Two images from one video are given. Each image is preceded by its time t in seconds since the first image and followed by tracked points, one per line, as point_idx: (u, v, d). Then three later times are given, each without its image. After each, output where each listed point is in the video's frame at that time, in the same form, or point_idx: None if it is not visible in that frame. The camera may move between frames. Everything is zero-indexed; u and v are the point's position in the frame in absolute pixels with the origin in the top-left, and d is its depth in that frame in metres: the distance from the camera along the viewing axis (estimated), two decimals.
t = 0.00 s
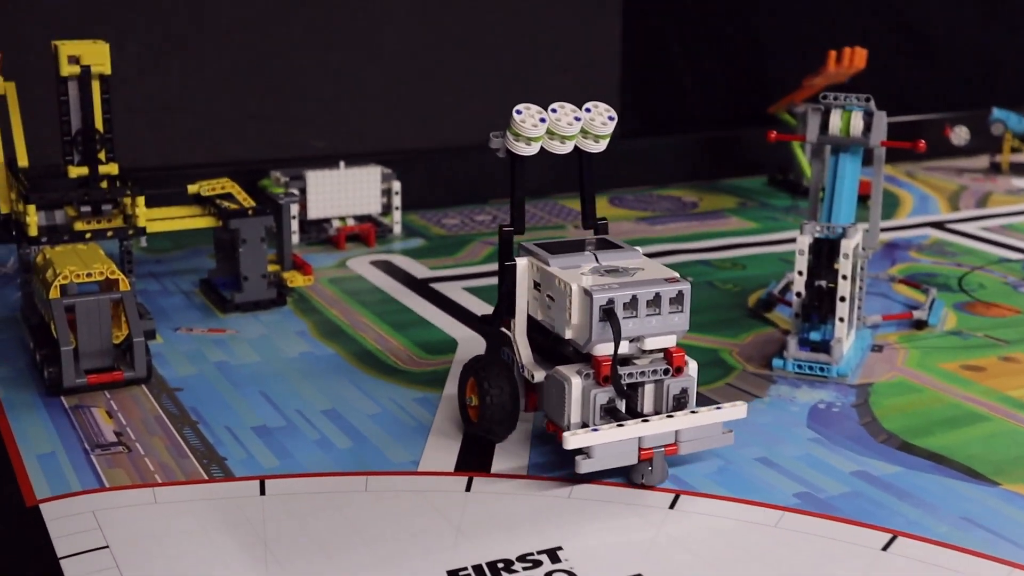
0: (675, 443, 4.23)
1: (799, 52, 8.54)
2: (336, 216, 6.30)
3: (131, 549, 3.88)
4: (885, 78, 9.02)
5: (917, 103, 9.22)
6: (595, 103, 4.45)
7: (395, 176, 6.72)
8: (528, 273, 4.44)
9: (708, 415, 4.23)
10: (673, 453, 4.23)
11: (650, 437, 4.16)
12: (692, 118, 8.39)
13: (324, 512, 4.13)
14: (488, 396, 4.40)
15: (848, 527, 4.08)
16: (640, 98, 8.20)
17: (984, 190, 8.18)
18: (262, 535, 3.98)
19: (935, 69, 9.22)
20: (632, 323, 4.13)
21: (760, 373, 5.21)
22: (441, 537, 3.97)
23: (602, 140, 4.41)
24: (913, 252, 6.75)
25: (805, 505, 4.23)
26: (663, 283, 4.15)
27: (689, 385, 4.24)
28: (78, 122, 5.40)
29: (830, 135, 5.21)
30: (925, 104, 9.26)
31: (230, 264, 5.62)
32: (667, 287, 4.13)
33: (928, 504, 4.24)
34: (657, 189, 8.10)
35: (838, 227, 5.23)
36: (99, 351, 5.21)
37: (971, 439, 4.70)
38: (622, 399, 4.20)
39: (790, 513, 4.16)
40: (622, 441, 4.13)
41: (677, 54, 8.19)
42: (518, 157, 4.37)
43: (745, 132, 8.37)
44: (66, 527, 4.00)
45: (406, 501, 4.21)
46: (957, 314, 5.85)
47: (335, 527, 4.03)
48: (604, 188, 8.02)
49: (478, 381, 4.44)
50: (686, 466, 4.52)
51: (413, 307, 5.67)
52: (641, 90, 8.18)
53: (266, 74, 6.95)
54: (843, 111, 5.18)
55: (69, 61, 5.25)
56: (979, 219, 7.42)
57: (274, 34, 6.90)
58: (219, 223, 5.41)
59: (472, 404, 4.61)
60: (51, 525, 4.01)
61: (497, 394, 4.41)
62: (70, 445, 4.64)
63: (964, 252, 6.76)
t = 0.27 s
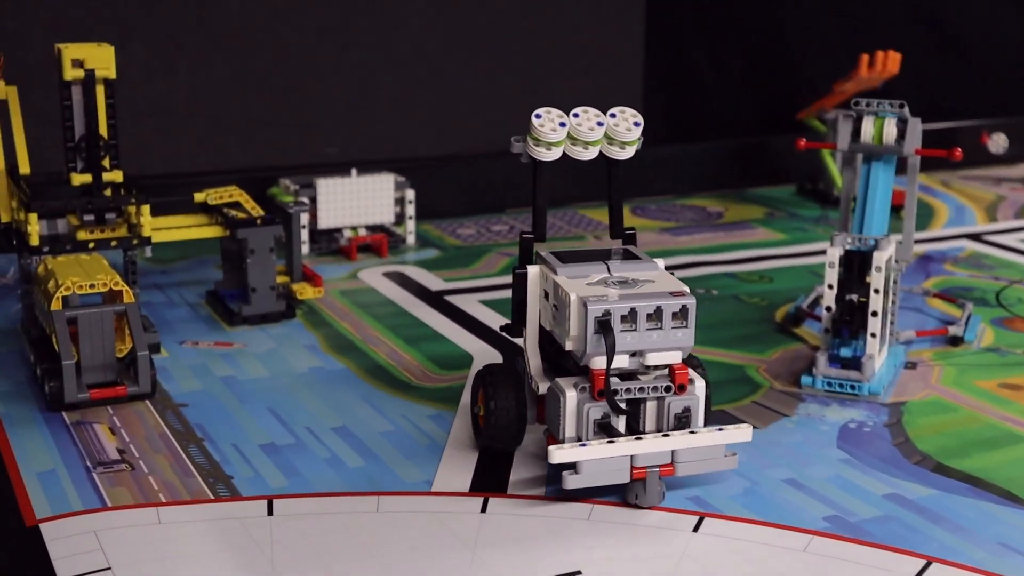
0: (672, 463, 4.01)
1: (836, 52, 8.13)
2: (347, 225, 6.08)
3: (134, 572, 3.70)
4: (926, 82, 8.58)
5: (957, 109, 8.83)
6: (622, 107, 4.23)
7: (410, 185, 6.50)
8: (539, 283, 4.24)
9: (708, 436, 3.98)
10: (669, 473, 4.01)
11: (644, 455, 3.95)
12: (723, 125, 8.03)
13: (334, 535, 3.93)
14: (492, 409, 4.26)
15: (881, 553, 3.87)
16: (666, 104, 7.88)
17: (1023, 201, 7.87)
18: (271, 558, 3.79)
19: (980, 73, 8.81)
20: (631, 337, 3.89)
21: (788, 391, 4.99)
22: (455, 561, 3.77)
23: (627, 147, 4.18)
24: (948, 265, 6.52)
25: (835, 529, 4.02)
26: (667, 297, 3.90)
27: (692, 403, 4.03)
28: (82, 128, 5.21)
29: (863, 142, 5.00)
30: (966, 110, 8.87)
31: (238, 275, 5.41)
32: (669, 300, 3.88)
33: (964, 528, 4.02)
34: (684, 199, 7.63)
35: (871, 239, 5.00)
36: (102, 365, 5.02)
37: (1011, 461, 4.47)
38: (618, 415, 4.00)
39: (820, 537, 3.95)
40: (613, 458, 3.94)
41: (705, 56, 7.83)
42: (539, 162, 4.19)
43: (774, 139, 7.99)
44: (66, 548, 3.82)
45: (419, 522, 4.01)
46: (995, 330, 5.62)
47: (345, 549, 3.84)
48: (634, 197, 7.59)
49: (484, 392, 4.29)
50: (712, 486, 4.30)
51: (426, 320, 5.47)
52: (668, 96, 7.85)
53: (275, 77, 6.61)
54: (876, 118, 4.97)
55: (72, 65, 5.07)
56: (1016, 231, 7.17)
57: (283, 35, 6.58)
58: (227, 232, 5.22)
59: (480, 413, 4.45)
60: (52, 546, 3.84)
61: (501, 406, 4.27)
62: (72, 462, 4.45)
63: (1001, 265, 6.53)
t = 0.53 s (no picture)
0: (652, 475, 3.93)
1: (840, 64, 8.06)
2: (346, 235, 5.96)
3: None
4: (934, 90, 8.47)
5: (970, 117, 8.71)
6: (630, 114, 4.15)
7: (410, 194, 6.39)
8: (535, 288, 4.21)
9: (690, 450, 3.89)
10: (649, 485, 3.93)
11: (623, 466, 3.87)
12: (730, 132, 7.89)
13: (331, 553, 3.81)
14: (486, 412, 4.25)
15: (892, 572, 3.75)
16: (673, 109, 7.69)
17: None
18: None
19: (993, 82, 8.70)
20: (615, 346, 3.85)
21: (796, 405, 4.86)
22: None
23: (636, 153, 4.07)
24: (960, 277, 6.40)
25: (844, 547, 3.89)
26: (654, 307, 3.85)
27: (678, 416, 3.95)
28: (75, 134, 5.09)
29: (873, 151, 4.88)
30: (980, 118, 8.74)
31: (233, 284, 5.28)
32: (655, 311, 3.82)
33: (977, 547, 3.90)
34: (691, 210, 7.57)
35: (882, 250, 4.87)
36: (94, 376, 4.91)
37: None
38: (600, 424, 3.93)
39: (828, 555, 3.83)
40: (592, 468, 3.88)
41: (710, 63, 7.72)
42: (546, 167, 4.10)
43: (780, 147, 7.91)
44: (57, 566, 3.70)
45: (418, 539, 3.89)
46: (1008, 344, 5.50)
47: (342, 568, 3.72)
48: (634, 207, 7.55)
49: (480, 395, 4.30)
50: (717, 501, 4.18)
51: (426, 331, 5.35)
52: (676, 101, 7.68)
53: (276, 81, 6.52)
54: (888, 125, 4.86)
55: (65, 70, 4.95)
56: None
57: (282, 42, 6.49)
58: (222, 241, 5.10)
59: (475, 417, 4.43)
60: (41, 564, 3.72)
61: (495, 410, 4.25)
62: (62, 476, 4.33)
63: (1014, 276, 6.41)
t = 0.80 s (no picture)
0: (648, 471, 3.96)
1: (858, 69, 7.87)
2: (348, 244, 5.81)
3: None
4: (954, 97, 8.28)
5: (992, 126, 8.53)
6: (630, 114, 4.10)
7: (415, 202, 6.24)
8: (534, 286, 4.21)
9: (686, 445, 3.92)
10: (645, 481, 3.95)
11: (620, 462, 3.90)
12: (742, 139, 7.72)
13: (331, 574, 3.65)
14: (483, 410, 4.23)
15: None
16: (683, 115, 7.54)
17: None
18: None
19: (1015, 91, 8.52)
20: (613, 343, 3.86)
21: (811, 422, 4.70)
22: None
23: (636, 154, 4.02)
24: (982, 290, 6.24)
25: (862, 570, 3.73)
26: (651, 304, 3.87)
27: (675, 412, 3.97)
28: (70, 140, 4.95)
29: (892, 160, 4.73)
30: (1001, 127, 8.56)
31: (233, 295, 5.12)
32: (652, 308, 3.84)
33: (1001, 571, 3.74)
34: (701, 219, 7.37)
35: (900, 262, 4.73)
36: (88, 389, 4.76)
37: None
38: (597, 420, 3.96)
39: None
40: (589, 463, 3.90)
41: (722, 69, 7.56)
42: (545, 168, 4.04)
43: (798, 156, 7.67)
44: None
45: (420, 560, 3.73)
46: None
47: None
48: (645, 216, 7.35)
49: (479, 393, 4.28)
50: (730, 520, 4.02)
51: (430, 343, 5.19)
52: (686, 107, 7.52)
53: (279, 86, 6.38)
54: (907, 134, 4.72)
55: (61, 74, 4.81)
56: None
57: (284, 45, 6.34)
58: (221, 250, 4.95)
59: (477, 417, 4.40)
60: None
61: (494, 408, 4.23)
62: (55, 491, 4.17)
63: None
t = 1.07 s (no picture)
0: (648, 467, 3.92)
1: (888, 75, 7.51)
2: (351, 254, 5.60)
3: None
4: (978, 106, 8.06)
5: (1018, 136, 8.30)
6: (634, 113, 4.10)
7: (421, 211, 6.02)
8: (537, 283, 4.17)
9: (686, 442, 3.89)
10: (644, 477, 3.92)
11: (619, 458, 3.87)
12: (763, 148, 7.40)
13: None
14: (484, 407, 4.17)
15: None
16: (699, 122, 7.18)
17: None
18: None
19: None
20: (613, 339, 3.83)
21: (834, 443, 4.48)
22: None
23: (639, 152, 4.04)
24: (1013, 305, 6.04)
25: None
26: (652, 301, 3.84)
27: (675, 410, 3.93)
28: (63, 144, 4.75)
29: (919, 169, 4.52)
30: None
31: (231, 306, 4.90)
32: (653, 305, 3.80)
33: None
34: (716, 229, 7.11)
35: (928, 276, 4.51)
36: (80, 404, 4.56)
37: None
38: (597, 416, 3.93)
39: None
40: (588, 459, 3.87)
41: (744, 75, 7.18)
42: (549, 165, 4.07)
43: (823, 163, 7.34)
44: None
45: None
46: None
47: None
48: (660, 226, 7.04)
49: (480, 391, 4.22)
50: (751, 545, 3.80)
51: (436, 358, 4.97)
52: (706, 114, 7.19)
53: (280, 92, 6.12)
54: (934, 142, 4.51)
55: (54, 76, 4.62)
56: None
57: (287, 49, 6.07)
58: (220, 260, 4.74)
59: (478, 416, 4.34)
60: None
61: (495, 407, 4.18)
62: (45, 510, 3.96)
63: None
